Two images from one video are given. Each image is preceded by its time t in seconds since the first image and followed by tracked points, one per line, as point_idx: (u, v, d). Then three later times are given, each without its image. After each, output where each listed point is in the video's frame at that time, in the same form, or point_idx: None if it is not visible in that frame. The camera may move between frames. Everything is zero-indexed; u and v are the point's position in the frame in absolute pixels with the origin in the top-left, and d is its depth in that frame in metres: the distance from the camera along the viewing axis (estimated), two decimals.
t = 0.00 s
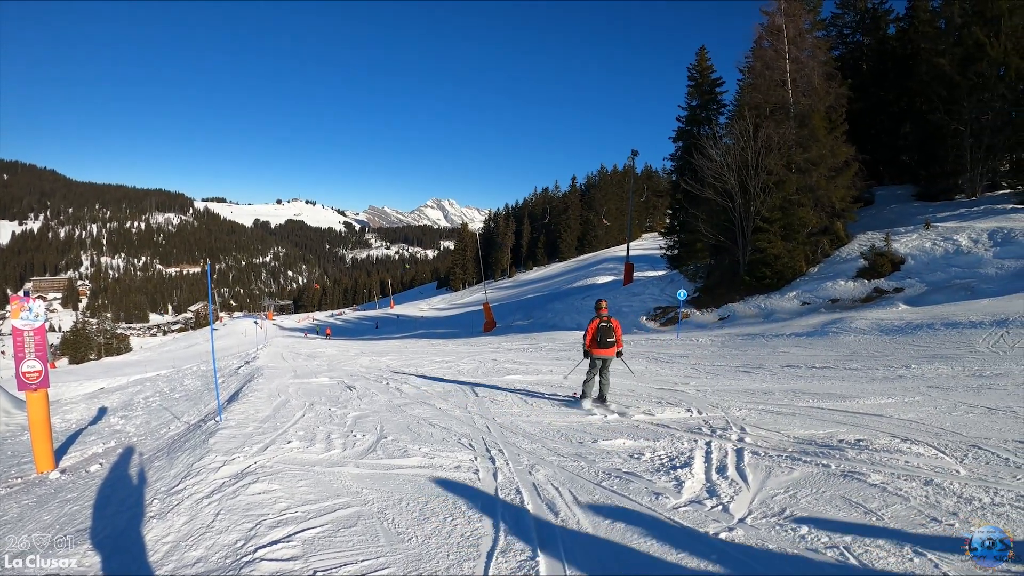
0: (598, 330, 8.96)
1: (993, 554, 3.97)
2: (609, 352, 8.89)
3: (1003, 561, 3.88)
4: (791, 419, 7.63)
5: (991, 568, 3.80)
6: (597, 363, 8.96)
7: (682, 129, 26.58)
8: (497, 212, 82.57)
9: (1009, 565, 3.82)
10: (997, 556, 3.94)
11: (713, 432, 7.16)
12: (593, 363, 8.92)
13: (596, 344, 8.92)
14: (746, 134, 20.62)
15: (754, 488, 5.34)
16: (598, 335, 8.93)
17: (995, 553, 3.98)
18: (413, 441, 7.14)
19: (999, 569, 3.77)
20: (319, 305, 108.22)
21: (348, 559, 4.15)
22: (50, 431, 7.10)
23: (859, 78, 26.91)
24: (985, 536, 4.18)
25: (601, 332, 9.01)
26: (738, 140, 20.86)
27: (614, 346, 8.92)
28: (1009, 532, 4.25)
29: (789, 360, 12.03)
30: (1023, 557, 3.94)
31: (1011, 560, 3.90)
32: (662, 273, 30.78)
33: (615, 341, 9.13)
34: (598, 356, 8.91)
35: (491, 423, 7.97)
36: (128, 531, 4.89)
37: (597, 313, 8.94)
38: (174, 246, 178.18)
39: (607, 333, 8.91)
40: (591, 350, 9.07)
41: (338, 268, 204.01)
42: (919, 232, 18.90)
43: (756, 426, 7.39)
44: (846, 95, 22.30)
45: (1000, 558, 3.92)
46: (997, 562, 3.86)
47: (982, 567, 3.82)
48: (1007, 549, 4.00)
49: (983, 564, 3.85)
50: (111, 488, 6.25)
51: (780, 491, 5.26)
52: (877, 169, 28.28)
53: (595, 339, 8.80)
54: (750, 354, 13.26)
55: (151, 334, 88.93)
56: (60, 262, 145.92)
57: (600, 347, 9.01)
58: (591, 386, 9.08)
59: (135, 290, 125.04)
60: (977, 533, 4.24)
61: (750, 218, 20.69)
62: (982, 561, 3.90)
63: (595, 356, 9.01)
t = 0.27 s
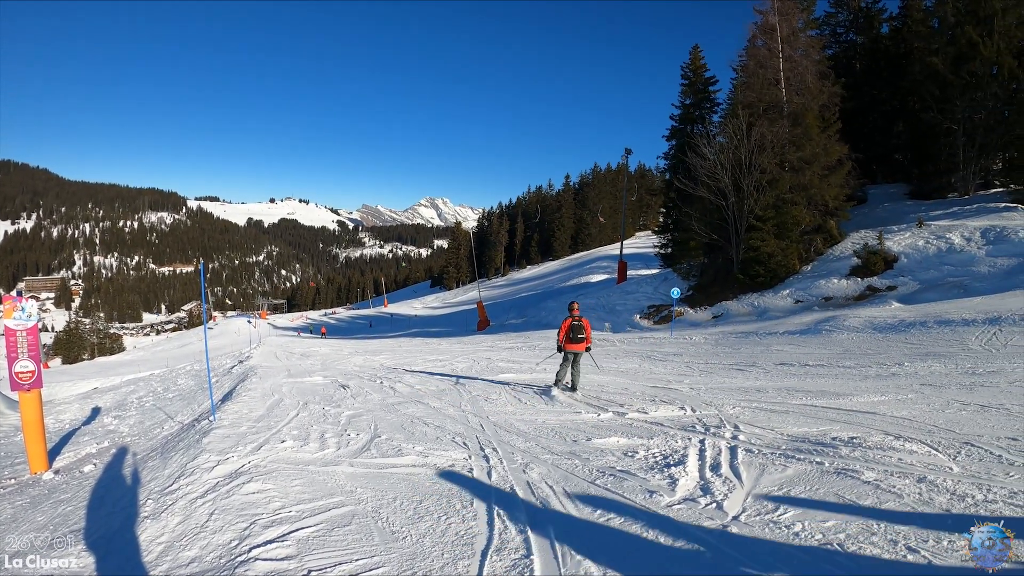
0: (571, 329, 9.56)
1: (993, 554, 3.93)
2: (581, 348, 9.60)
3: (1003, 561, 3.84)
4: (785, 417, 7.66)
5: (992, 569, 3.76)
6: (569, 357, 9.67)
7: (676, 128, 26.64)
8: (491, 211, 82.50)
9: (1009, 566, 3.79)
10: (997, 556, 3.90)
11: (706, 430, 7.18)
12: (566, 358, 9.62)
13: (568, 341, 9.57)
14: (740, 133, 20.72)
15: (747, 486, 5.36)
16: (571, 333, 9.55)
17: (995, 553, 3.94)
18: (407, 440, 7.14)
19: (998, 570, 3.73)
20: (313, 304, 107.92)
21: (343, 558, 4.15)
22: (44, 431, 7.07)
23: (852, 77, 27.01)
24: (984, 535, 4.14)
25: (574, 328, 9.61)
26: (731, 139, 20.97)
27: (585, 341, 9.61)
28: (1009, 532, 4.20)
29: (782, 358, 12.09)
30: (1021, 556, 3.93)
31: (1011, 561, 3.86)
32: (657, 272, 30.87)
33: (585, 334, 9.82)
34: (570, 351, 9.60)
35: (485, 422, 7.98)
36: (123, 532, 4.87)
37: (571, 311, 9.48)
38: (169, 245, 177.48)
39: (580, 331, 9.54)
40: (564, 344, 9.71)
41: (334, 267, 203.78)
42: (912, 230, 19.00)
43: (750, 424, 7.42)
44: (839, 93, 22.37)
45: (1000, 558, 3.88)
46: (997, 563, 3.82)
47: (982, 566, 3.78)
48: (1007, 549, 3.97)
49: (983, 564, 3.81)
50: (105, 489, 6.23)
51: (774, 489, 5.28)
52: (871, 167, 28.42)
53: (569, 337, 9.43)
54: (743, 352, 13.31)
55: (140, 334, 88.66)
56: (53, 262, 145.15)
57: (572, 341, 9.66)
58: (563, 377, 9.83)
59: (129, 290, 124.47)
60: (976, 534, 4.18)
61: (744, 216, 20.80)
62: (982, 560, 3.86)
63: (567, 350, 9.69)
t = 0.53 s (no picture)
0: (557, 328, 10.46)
1: (992, 554, 3.96)
2: (563, 344, 10.64)
3: (1002, 561, 3.88)
4: (781, 417, 7.68)
5: (992, 569, 3.80)
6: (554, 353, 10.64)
7: (672, 128, 26.67)
8: (488, 211, 82.48)
9: (1009, 565, 3.82)
10: (997, 556, 3.93)
11: (702, 431, 7.19)
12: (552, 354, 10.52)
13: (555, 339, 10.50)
14: (736, 133, 20.79)
15: (744, 486, 5.38)
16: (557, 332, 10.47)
17: (994, 553, 3.98)
18: (403, 441, 7.14)
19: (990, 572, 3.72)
20: (310, 304, 107.76)
21: (340, 559, 4.15)
22: (41, 433, 7.07)
23: (848, 77, 27.07)
24: (984, 535, 4.19)
25: (557, 327, 10.54)
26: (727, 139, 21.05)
27: (565, 338, 10.69)
28: (1009, 531, 4.23)
29: (778, 358, 12.12)
30: (1021, 557, 3.95)
31: (1010, 560, 3.89)
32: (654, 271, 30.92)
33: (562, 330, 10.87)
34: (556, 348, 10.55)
35: (481, 422, 7.98)
36: (120, 533, 4.86)
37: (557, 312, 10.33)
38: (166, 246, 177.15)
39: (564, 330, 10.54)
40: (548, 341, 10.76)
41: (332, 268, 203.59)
42: (908, 229, 19.04)
43: (746, 424, 7.43)
44: (835, 93, 22.41)
45: (1000, 558, 3.92)
46: (997, 562, 3.86)
47: (982, 568, 3.81)
48: (1007, 549, 4.01)
49: (983, 564, 3.85)
50: (102, 490, 6.23)
51: (770, 488, 5.30)
52: (867, 167, 28.47)
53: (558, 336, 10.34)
54: (740, 352, 13.33)
55: (137, 335, 88.44)
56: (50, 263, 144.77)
57: (555, 339, 10.63)
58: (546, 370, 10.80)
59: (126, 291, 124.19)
60: (977, 533, 4.22)
61: (741, 216, 20.84)
62: (982, 561, 3.89)
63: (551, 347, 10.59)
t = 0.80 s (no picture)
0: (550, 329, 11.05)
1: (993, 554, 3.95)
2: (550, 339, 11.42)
3: (1003, 561, 3.87)
4: (781, 417, 7.68)
5: (992, 569, 3.78)
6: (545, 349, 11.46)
7: (672, 128, 26.67)
8: (488, 211, 82.48)
9: (1010, 566, 3.80)
10: (997, 556, 3.92)
11: (702, 431, 7.18)
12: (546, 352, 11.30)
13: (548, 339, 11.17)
14: (736, 133, 20.79)
15: (743, 485, 5.38)
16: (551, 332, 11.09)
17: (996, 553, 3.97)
18: (404, 441, 7.14)
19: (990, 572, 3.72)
20: (310, 304, 107.76)
21: (341, 559, 4.16)
22: (41, 433, 7.07)
23: (848, 77, 27.09)
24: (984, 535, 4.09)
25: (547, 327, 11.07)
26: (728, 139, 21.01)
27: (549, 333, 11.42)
28: (1009, 532, 4.16)
29: (778, 358, 12.13)
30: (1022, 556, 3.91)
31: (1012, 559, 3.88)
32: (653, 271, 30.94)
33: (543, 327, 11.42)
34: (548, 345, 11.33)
35: (481, 423, 7.98)
36: (120, 534, 4.86)
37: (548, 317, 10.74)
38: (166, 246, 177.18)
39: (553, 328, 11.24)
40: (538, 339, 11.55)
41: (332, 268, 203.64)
42: (908, 229, 19.04)
43: (746, 424, 7.44)
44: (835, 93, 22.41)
45: (1000, 557, 3.91)
46: (997, 563, 3.84)
47: (982, 568, 3.80)
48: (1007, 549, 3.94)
49: (983, 564, 3.84)
50: (103, 490, 6.23)
51: (770, 488, 5.29)
52: (867, 167, 28.48)
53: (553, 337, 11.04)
54: (740, 352, 13.34)
55: (137, 335, 88.52)
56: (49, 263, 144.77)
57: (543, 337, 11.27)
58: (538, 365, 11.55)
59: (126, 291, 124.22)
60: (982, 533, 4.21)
61: (741, 216, 20.87)
62: (982, 560, 3.88)
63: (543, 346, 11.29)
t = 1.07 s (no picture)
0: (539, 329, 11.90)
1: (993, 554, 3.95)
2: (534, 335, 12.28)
3: (1003, 561, 3.86)
4: (783, 415, 7.67)
5: (991, 569, 3.78)
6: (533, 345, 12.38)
7: (674, 126, 26.63)
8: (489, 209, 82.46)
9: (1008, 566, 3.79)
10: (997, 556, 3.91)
11: (704, 429, 7.18)
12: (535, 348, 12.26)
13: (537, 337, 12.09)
14: (738, 131, 20.76)
15: (745, 484, 5.37)
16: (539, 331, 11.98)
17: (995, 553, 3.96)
18: (406, 439, 7.14)
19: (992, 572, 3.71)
20: (311, 303, 107.83)
21: (343, 558, 4.16)
22: (43, 432, 7.08)
23: (850, 75, 27.07)
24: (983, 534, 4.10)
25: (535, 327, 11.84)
26: (729, 137, 21.02)
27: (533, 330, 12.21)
28: (1009, 531, 4.14)
29: (780, 356, 12.12)
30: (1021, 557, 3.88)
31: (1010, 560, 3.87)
32: (654, 270, 30.94)
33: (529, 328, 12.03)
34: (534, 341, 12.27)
35: (483, 421, 7.98)
36: (121, 532, 4.87)
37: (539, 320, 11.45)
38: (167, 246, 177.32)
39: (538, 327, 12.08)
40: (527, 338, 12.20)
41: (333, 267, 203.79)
42: (910, 228, 19.00)
43: (748, 422, 7.43)
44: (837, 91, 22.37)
45: (1000, 557, 3.89)
46: (996, 563, 3.83)
47: (981, 567, 3.80)
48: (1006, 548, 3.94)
49: (982, 564, 3.83)
50: (105, 489, 6.24)
51: (772, 487, 5.29)
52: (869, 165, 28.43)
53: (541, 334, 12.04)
54: (742, 350, 13.33)
55: (138, 334, 88.89)
56: (51, 263, 144.98)
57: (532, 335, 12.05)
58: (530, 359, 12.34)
59: (127, 290, 124.41)
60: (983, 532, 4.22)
61: (743, 214, 20.89)
62: (982, 561, 3.87)
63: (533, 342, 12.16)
